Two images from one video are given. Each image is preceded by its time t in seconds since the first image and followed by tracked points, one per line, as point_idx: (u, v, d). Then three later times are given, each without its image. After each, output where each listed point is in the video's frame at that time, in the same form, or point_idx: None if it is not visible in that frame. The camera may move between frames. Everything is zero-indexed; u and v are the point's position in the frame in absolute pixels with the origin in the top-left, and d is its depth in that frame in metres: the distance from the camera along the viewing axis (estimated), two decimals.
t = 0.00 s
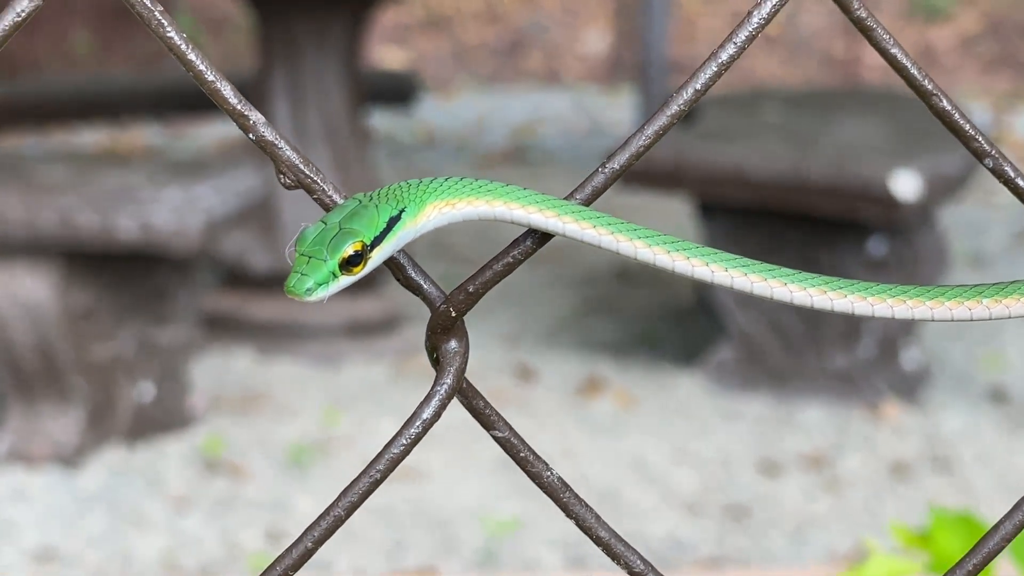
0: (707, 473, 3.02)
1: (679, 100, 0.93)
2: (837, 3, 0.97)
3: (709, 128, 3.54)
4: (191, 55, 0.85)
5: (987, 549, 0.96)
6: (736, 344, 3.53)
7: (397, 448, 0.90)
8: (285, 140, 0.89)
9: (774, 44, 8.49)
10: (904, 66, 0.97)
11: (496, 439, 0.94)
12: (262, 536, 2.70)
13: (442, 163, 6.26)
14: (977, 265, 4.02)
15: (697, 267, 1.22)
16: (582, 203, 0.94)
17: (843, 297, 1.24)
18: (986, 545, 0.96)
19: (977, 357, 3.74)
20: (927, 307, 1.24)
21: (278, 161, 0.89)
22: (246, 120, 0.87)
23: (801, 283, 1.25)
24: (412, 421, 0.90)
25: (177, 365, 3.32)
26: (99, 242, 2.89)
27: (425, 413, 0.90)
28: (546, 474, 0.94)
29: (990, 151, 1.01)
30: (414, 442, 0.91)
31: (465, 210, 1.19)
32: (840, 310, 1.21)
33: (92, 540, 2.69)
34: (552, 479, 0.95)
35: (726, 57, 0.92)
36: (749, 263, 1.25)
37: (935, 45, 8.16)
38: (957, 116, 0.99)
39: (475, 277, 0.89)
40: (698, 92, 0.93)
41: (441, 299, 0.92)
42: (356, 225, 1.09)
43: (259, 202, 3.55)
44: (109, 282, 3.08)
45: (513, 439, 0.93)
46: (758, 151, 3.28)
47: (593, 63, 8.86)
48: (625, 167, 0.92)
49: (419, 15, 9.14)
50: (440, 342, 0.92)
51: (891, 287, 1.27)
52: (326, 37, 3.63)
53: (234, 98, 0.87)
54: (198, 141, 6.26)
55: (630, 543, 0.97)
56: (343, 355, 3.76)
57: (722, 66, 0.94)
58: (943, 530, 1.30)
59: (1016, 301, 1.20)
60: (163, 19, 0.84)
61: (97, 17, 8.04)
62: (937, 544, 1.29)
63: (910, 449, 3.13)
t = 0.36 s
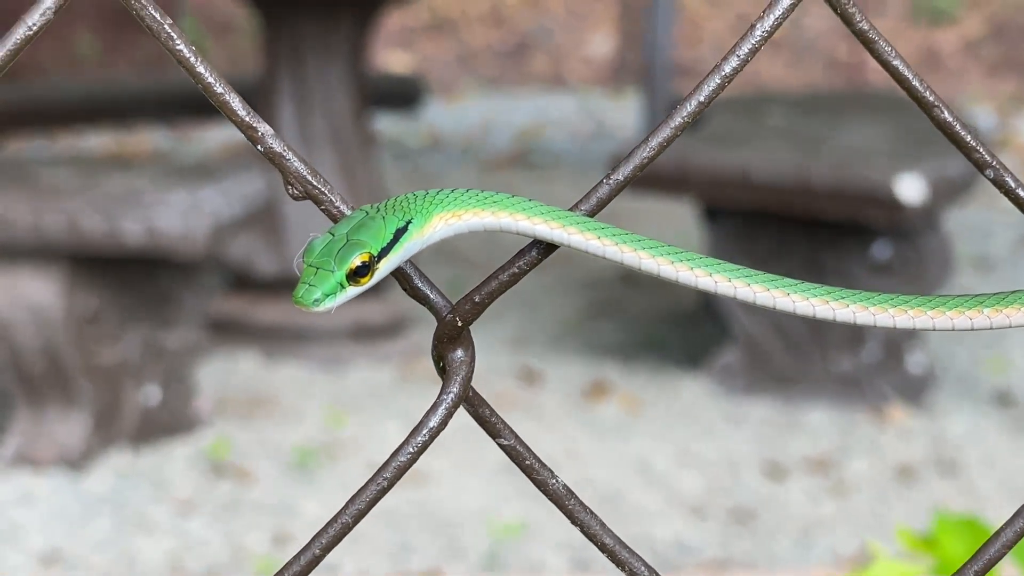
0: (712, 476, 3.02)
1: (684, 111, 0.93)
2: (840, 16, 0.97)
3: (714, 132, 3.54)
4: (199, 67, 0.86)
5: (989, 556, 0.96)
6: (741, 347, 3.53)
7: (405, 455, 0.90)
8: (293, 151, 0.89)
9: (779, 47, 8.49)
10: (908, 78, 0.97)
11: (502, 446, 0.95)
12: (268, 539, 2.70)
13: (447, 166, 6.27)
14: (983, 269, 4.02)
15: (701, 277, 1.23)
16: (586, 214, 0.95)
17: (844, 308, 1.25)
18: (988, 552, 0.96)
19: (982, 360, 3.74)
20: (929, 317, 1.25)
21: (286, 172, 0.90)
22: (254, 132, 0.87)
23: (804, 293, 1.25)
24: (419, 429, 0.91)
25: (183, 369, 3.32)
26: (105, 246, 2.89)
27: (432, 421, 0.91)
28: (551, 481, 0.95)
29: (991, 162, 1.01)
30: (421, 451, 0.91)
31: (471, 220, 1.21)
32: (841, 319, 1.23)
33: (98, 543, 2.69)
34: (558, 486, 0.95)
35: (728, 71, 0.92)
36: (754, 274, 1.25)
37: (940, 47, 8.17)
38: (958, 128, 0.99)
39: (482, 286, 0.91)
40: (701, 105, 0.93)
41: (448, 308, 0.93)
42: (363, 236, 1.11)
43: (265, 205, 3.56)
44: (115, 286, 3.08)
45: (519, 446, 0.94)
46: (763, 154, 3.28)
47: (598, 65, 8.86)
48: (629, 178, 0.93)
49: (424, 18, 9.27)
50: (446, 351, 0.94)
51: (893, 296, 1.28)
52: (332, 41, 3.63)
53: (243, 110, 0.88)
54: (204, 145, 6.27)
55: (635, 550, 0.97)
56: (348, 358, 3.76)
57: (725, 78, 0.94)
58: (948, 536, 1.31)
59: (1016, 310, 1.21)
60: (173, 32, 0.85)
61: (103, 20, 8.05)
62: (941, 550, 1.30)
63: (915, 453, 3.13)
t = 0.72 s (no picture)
0: (720, 479, 3.02)
1: (697, 118, 0.93)
2: (853, 23, 0.98)
3: (722, 134, 3.54)
4: (216, 74, 0.86)
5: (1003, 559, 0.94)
6: (750, 350, 3.53)
7: (420, 461, 0.91)
8: (308, 158, 0.88)
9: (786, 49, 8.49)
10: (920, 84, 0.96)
11: (517, 452, 0.94)
12: (276, 542, 2.70)
13: (455, 168, 6.27)
14: (991, 272, 4.02)
15: (715, 283, 1.23)
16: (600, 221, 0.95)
17: (857, 313, 1.25)
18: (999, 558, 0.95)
19: (990, 363, 3.73)
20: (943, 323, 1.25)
21: (302, 179, 0.89)
22: (269, 138, 0.87)
23: (816, 299, 1.26)
24: (434, 435, 0.91)
25: (191, 372, 3.33)
26: (113, 249, 2.90)
27: (447, 427, 0.91)
28: (566, 487, 0.95)
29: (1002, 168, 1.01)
30: (436, 456, 0.92)
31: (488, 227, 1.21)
32: (854, 324, 1.23)
33: (106, 545, 2.69)
34: (573, 491, 0.95)
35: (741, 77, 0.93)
36: (767, 279, 1.26)
37: (948, 50, 8.16)
38: (970, 134, 0.99)
39: (498, 292, 0.90)
40: (715, 113, 0.94)
41: (463, 314, 0.92)
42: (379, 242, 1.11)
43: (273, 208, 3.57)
44: (124, 289, 3.09)
45: (533, 452, 0.94)
46: (771, 158, 3.28)
47: (605, 68, 8.86)
48: (644, 184, 0.93)
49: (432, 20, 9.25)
50: (462, 356, 0.93)
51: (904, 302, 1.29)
52: (339, 44, 3.64)
53: (259, 117, 0.88)
54: (212, 148, 6.29)
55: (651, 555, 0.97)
56: (356, 361, 3.76)
57: (739, 85, 0.95)
58: (957, 538, 1.33)
59: None
60: (189, 39, 0.85)
61: (112, 23, 8.09)
62: (949, 553, 1.32)
63: (923, 455, 3.13)
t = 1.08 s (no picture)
0: (729, 483, 3.01)
1: (735, 112, 0.94)
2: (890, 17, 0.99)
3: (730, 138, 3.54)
4: (253, 70, 0.89)
5: None
6: (759, 354, 3.52)
7: (458, 456, 0.92)
8: (344, 152, 0.90)
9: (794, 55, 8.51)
10: (957, 79, 0.99)
11: (553, 447, 0.95)
12: (286, 546, 2.70)
13: (462, 174, 6.28)
14: (1000, 275, 4.01)
15: (754, 278, 1.25)
16: (639, 214, 0.97)
17: (894, 307, 1.24)
18: None
19: (999, 366, 3.73)
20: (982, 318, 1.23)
21: (338, 174, 0.91)
22: (305, 134, 0.90)
23: (855, 294, 1.25)
24: (472, 430, 0.93)
25: (201, 377, 3.33)
26: (124, 254, 2.91)
27: (484, 422, 0.92)
28: (602, 482, 0.95)
29: None
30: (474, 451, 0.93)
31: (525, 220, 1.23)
32: (893, 319, 1.21)
33: (116, 550, 2.70)
34: (609, 487, 0.95)
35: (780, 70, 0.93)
36: (805, 275, 1.26)
37: (955, 54, 8.17)
38: (1009, 130, 1.00)
39: (535, 287, 0.91)
40: (753, 107, 0.94)
41: (500, 310, 0.93)
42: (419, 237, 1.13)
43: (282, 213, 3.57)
44: (133, 294, 3.10)
45: (569, 447, 0.94)
46: (780, 161, 3.28)
47: (612, 73, 8.87)
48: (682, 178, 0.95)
49: (439, 26, 9.24)
50: (499, 352, 0.94)
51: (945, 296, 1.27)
52: (348, 49, 3.65)
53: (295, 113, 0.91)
54: (219, 153, 6.30)
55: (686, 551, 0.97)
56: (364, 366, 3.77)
57: (778, 79, 0.95)
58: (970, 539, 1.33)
59: None
60: (225, 33, 0.88)
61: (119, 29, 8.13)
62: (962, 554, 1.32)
63: (932, 459, 3.12)
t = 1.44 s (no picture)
0: (741, 489, 3.01)
1: (770, 119, 0.98)
2: (923, 24, 1.03)
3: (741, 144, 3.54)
4: (287, 76, 0.93)
5: None
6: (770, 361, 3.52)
7: (492, 463, 0.96)
8: (377, 159, 0.95)
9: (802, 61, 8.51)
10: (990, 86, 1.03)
11: (587, 454, 0.98)
12: (297, 552, 2.70)
13: (471, 180, 6.28)
14: (1012, 282, 4.00)
15: (787, 284, 1.27)
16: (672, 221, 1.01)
17: (929, 314, 1.26)
18: None
19: (1011, 372, 3.72)
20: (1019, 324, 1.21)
21: (371, 180, 0.96)
22: (338, 139, 0.94)
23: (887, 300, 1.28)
24: (507, 437, 0.96)
25: (211, 383, 3.34)
26: (135, 260, 2.91)
27: (519, 429, 0.95)
28: (635, 489, 0.96)
29: None
30: (509, 457, 0.97)
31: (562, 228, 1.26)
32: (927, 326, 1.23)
33: (126, 556, 2.70)
34: (642, 494, 0.96)
35: (814, 77, 0.96)
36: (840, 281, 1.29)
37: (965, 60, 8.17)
38: None
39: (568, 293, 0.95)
40: (790, 110, 0.98)
41: (534, 317, 0.97)
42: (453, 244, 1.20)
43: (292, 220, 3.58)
44: (144, 300, 3.11)
45: (603, 454, 0.96)
46: (792, 168, 3.28)
47: (621, 79, 8.88)
48: (716, 186, 0.98)
49: (448, 32, 9.29)
50: (534, 359, 0.98)
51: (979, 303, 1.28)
52: (359, 56, 3.65)
53: (330, 119, 0.95)
54: (228, 159, 6.31)
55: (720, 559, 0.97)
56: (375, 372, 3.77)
57: (812, 85, 0.98)
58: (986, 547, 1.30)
59: None
60: (259, 40, 0.93)
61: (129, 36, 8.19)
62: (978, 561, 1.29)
63: (943, 466, 3.11)
